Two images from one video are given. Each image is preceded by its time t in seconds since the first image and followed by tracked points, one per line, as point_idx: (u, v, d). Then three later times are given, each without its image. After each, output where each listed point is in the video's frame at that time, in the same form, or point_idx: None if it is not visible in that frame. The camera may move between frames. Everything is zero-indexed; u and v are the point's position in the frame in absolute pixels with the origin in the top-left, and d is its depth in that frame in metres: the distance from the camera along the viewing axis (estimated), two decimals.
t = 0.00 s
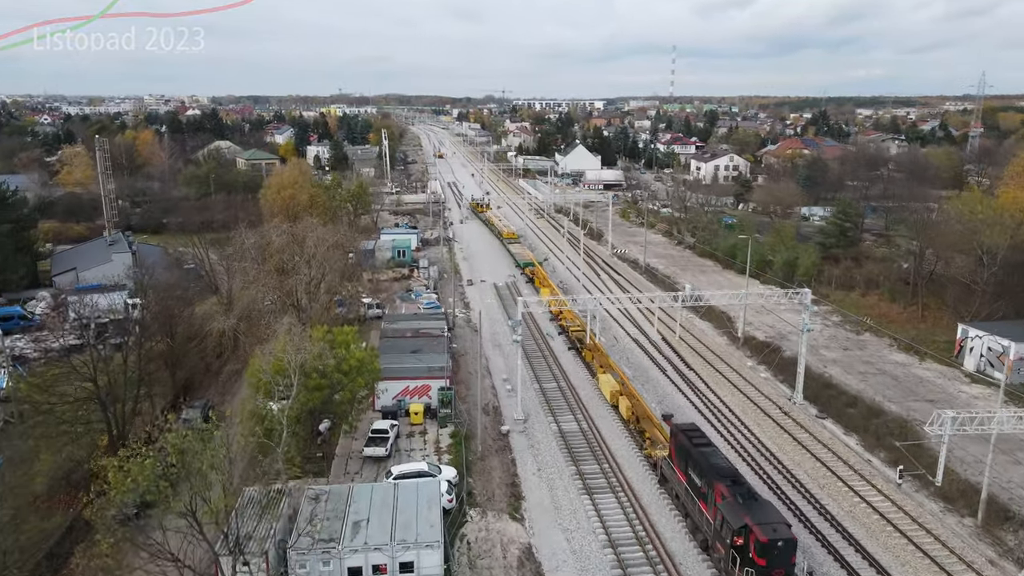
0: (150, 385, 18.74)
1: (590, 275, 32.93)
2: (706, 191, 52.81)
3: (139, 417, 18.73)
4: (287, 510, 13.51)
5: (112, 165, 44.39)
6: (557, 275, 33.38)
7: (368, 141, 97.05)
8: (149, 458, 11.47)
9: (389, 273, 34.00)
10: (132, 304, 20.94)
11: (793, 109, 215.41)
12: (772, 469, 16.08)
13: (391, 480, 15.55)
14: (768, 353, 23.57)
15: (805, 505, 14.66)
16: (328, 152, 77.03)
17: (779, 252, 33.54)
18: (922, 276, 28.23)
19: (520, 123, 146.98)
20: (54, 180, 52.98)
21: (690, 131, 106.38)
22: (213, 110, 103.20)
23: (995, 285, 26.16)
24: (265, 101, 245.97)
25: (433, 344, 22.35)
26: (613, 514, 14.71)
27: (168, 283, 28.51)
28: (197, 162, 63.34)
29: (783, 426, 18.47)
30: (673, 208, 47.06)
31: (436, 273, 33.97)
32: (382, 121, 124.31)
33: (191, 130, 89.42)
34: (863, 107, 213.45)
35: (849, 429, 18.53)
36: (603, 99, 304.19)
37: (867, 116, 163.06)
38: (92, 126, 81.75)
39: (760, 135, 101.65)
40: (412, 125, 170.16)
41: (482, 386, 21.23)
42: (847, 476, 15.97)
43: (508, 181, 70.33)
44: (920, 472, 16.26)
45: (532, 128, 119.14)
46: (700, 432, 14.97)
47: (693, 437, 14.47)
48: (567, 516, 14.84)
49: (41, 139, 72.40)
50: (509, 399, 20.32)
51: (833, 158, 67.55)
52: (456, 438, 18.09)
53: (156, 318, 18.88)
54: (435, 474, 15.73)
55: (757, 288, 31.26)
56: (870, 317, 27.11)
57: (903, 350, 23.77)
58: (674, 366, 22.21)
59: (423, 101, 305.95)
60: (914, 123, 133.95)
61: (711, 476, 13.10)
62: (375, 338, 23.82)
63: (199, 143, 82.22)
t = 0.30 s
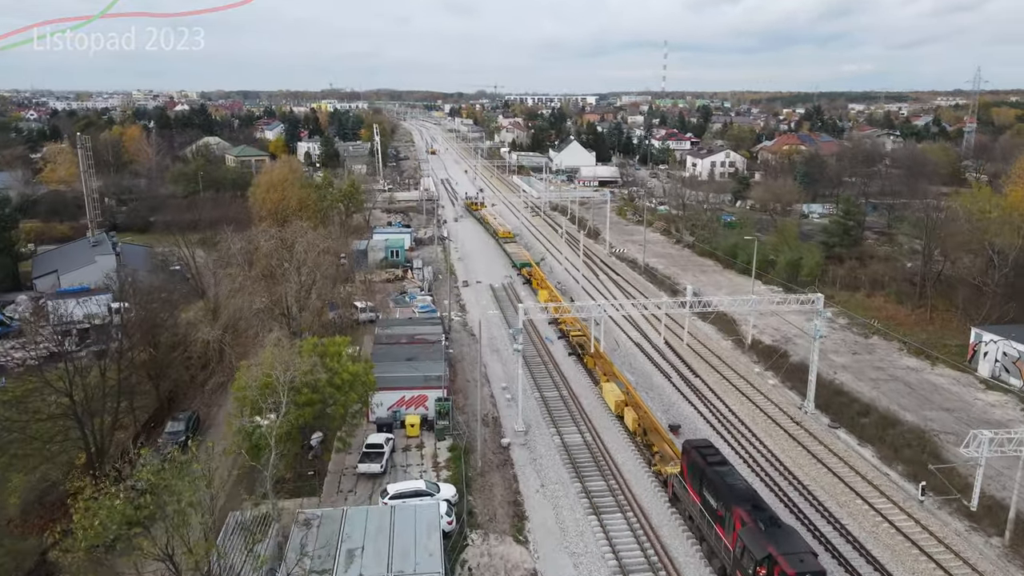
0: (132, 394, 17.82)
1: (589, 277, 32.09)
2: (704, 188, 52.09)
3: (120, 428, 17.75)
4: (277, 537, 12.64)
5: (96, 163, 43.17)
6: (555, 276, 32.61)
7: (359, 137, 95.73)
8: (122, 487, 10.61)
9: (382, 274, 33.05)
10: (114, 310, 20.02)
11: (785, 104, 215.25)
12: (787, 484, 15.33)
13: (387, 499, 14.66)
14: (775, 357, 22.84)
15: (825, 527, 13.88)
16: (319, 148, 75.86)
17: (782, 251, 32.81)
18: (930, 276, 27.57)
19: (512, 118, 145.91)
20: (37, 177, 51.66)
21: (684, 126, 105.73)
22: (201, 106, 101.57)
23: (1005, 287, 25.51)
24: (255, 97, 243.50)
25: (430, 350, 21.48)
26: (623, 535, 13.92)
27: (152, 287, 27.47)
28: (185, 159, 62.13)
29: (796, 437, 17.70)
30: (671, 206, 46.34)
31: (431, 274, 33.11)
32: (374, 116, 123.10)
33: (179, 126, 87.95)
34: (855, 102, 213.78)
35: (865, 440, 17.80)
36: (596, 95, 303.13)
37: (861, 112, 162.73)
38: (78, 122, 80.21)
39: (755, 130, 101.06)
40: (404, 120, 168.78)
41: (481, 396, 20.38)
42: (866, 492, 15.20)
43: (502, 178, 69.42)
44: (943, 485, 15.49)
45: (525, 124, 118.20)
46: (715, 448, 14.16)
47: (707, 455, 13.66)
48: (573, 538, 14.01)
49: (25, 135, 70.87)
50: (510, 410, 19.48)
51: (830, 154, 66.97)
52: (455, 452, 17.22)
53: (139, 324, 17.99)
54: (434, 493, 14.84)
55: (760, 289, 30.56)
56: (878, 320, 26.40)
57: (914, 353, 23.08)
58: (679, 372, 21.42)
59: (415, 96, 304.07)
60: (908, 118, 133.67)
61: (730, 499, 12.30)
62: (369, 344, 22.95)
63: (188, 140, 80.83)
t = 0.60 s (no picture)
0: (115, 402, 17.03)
1: (590, 276, 31.25)
2: (705, 182, 51.24)
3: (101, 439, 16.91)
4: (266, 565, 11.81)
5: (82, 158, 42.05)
6: (555, 275, 31.79)
7: (354, 131, 94.44)
8: (92, 520, 9.71)
9: (377, 273, 32.16)
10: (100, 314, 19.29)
11: (782, 97, 214.06)
12: (806, 501, 14.57)
13: (384, 518, 13.84)
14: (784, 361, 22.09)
15: (849, 549, 13.10)
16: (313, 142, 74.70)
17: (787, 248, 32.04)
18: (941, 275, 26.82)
19: (509, 111, 144.56)
20: (23, 173, 50.50)
21: (682, 119, 104.85)
22: (193, 99, 100.08)
23: (1020, 286, 24.78)
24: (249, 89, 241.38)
25: (427, 355, 20.61)
26: (634, 557, 13.13)
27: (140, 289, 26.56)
28: (176, 154, 60.97)
29: (812, 447, 16.91)
30: (672, 201, 45.50)
31: (427, 273, 32.24)
32: (369, 109, 121.82)
33: (170, 119, 86.56)
34: (852, 95, 212.96)
35: (882, 450, 17.05)
36: (592, 87, 301.70)
37: (857, 104, 162.06)
38: (67, 115, 78.79)
39: (754, 123, 100.20)
40: (399, 113, 167.19)
41: (481, 404, 19.53)
42: (888, 508, 14.45)
43: (499, 173, 68.46)
44: (968, 500, 14.74)
45: (521, 117, 117.04)
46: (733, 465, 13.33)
47: (724, 473, 12.85)
48: (582, 561, 13.20)
49: (12, 129, 69.50)
50: (512, 419, 18.63)
51: (831, 148, 66.13)
52: (454, 466, 16.39)
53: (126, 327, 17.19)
54: (433, 512, 14.02)
55: (765, 288, 29.80)
56: (889, 321, 25.62)
57: (928, 357, 22.35)
58: (687, 378, 20.62)
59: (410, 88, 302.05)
60: (906, 110, 132.77)
61: (753, 523, 11.48)
62: (364, 349, 22.11)
63: (179, 133, 79.52)
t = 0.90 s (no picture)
0: (97, 408, 16.21)
1: (591, 272, 30.38)
2: (706, 173, 50.32)
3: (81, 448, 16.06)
4: None
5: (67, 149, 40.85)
6: (554, 270, 30.92)
7: (348, 121, 93.07)
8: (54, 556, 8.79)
9: (372, 268, 31.19)
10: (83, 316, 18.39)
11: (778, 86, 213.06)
12: (825, 515, 13.79)
13: (379, 537, 13.00)
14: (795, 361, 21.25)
15: (874, 569, 12.32)
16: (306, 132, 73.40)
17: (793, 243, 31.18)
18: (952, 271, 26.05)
19: (504, 100, 143.09)
20: (9, 164, 49.25)
21: (680, 109, 103.78)
22: (184, 88, 98.39)
23: None
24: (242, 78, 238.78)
25: (424, 358, 19.71)
26: None
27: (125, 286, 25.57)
28: (166, 145, 59.67)
29: (828, 455, 16.12)
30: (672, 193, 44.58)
31: (423, 268, 31.30)
32: (363, 99, 120.27)
33: (161, 108, 85.04)
34: (850, 84, 211.90)
35: (901, 458, 16.26)
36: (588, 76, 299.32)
37: (855, 93, 160.99)
38: (55, 104, 77.20)
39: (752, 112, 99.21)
40: (394, 102, 165.36)
41: (481, 410, 18.67)
42: (912, 524, 13.67)
43: (495, 163, 67.42)
44: (995, 513, 13.99)
45: (518, 106, 115.75)
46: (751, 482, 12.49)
47: (742, 491, 12.03)
48: None
49: None
50: (513, 425, 17.76)
51: (832, 139, 65.26)
52: (452, 477, 15.52)
53: (110, 329, 16.39)
54: (431, 530, 13.19)
55: (771, 284, 28.97)
56: (900, 319, 24.84)
57: (942, 357, 21.58)
58: (694, 380, 19.78)
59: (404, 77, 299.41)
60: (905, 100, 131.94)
61: (775, 550, 10.65)
62: (358, 350, 21.21)
63: (170, 123, 78.07)
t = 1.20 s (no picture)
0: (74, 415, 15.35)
1: (592, 266, 29.53)
2: (706, 161, 49.34)
3: (56, 459, 15.16)
4: None
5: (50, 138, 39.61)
6: (553, 264, 30.05)
7: (342, 109, 91.62)
8: None
9: (365, 262, 30.24)
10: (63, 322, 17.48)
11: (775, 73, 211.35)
12: (845, 531, 13.02)
13: (372, 558, 12.13)
14: (804, 360, 20.46)
15: None
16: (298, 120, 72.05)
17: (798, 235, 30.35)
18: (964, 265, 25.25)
19: (500, 87, 141.44)
20: None
21: (678, 96, 102.47)
22: (174, 74, 96.59)
23: None
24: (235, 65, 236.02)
25: (419, 359, 18.80)
26: None
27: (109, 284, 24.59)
28: (155, 134, 58.36)
29: (844, 463, 15.35)
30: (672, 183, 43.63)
31: (418, 262, 30.38)
32: (357, 86, 118.65)
33: (150, 96, 83.46)
34: (847, 71, 210.50)
35: (921, 466, 15.48)
36: (583, 62, 297.50)
37: (853, 81, 159.91)
38: (41, 91, 75.45)
39: (750, 99, 97.98)
40: (388, 89, 163.42)
41: (479, 415, 17.82)
42: (937, 539, 12.88)
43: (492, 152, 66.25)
44: None
45: (513, 93, 114.23)
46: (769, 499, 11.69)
47: (761, 510, 11.21)
48: None
49: None
50: (513, 432, 16.93)
51: (833, 127, 64.36)
52: (449, 489, 14.66)
53: (90, 331, 15.53)
54: (427, 550, 12.37)
55: (777, 279, 28.13)
56: (910, 314, 24.07)
57: (957, 355, 20.81)
58: (702, 382, 18.96)
59: (398, 64, 296.53)
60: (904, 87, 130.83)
61: None
62: (351, 350, 20.33)
63: (159, 111, 76.52)
